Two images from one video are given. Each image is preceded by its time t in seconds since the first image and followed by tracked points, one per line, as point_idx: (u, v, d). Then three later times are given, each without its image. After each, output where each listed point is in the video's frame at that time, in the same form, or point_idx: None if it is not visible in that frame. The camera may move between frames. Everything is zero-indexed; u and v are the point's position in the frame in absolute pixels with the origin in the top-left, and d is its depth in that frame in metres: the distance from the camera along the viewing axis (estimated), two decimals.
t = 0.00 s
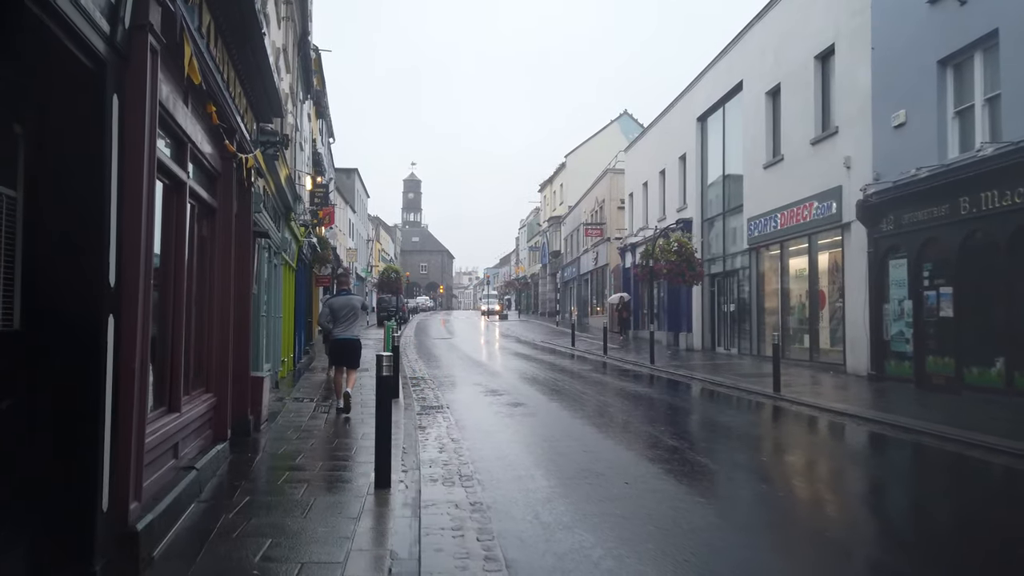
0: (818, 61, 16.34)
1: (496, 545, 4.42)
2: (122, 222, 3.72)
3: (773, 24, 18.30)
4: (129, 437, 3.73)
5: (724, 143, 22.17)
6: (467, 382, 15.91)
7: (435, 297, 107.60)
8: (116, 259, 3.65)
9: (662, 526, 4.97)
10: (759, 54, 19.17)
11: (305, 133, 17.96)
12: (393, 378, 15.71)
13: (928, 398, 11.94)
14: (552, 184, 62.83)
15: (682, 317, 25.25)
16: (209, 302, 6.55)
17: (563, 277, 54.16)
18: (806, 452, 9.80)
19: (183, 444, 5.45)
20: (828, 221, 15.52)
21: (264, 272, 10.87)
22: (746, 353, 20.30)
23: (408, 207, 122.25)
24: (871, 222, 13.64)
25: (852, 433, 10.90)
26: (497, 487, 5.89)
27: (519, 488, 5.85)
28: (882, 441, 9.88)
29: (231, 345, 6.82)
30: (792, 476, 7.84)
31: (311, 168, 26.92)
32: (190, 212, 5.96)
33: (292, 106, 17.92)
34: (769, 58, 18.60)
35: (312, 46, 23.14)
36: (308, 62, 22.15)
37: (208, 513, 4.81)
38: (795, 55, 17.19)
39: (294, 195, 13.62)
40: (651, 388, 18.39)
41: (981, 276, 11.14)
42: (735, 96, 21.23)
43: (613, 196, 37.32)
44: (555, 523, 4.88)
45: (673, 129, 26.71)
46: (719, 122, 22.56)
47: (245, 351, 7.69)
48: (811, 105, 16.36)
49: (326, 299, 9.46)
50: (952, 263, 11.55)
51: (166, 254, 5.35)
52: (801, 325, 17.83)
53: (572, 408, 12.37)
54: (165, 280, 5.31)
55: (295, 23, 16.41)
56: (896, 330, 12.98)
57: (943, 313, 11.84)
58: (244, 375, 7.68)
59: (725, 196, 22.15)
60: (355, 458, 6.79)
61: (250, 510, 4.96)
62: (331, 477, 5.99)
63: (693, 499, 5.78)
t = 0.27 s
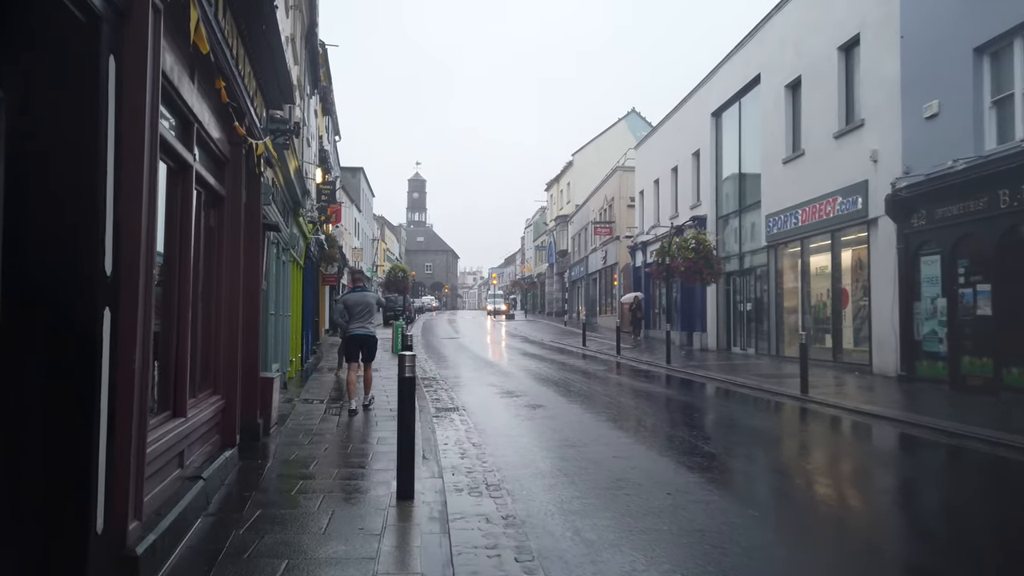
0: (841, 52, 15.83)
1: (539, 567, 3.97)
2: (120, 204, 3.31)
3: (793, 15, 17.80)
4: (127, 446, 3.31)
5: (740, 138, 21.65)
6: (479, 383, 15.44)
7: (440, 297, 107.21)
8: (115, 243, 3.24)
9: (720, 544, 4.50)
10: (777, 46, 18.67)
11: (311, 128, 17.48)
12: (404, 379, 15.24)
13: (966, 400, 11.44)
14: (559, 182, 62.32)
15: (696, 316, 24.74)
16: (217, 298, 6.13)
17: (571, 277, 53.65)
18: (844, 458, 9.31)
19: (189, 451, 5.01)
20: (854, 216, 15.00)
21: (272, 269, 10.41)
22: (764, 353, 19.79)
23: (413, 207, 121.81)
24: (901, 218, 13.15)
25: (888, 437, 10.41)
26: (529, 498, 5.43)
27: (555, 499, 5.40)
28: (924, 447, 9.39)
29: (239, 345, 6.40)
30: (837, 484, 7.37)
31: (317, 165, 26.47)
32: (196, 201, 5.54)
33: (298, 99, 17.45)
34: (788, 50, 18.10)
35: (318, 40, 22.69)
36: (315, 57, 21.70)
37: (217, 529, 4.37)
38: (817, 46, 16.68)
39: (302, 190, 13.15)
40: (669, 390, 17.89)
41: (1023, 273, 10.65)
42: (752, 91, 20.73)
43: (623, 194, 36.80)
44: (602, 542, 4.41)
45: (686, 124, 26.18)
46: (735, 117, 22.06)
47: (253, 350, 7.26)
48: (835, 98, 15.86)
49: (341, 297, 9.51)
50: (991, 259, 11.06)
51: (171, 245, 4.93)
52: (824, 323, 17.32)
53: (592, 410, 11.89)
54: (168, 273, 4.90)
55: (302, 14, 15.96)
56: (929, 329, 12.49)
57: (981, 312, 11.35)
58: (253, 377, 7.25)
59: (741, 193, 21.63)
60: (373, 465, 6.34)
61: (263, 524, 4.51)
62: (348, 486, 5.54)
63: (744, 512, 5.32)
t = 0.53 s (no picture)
0: (864, 46, 15.32)
1: None
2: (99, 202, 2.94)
3: (812, 9, 17.28)
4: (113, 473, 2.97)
5: (754, 136, 21.13)
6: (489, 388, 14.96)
7: (444, 297, 106.72)
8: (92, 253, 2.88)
9: None
10: (795, 41, 18.15)
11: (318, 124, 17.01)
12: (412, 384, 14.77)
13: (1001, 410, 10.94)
14: (564, 182, 61.77)
15: (708, 318, 24.24)
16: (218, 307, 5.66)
17: (577, 277, 53.13)
18: (879, 474, 8.78)
19: (185, 478, 4.54)
20: (877, 216, 14.49)
21: (277, 272, 9.94)
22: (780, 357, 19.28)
23: (416, 206, 121.31)
24: (930, 218, 12.65)
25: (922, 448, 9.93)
26: (560, 528, 4.94)
27: (587, 529, 4.92)
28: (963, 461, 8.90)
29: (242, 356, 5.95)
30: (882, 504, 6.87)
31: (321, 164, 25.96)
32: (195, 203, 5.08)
33: (303, 96, 16.99)
34: (807, 45, 17.59)
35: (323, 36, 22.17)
36: (320, 53, 21.20)
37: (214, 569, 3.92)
38: (838, 40, 16.16)
39: (307, 189, 12.69)
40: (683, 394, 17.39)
41: None
42: (767, 87, 20.22)
43: (631, 194, 36.28)
44: None
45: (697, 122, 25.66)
46: (749, 114, 21.55)
47: (257, 359, 6.81)
48: (858, 94, 15.35)
49: (353, 303, 9.55)
50: None
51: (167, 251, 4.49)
52: (844, 327, 16.82)
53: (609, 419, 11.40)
54: (164, 282, 4.44)
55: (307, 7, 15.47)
56: (960, 334, 12.00)
57: (1017, 317, 10.85)
58: (256, 388, 6.80)
59: (755, 192, 21.11)
60: (385, 487, 5.86)
61: (265, 562, 4.05)
62: (359, 513, 5.07)
63: (796, 542, 4.84)
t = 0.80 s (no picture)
0: (883, 35, 14.86)
1: None
2: (69, 186, 2.68)
3: None
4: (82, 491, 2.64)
5: (765, 130, 20.64)
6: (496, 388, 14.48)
7: (444, 296, 106.18)
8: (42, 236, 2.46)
9: None
10: (809, 31, 17.68)
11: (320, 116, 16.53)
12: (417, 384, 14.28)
13: None
14: (566, 180, 61.27)
15: (717, 316, 23.77)
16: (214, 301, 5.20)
17: (579, 276, 52.63)
18: (914, 478, 8.34)
19: (175, 493, 4.05)
20: (898, 210, 14.03)
21: (278, 267, 9.47)
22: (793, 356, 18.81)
23: (417, 205, 120.78)
24: (958, 212, 12.21)
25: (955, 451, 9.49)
26: (592, 543, 4.49)
27: (623, 544, 4.47)
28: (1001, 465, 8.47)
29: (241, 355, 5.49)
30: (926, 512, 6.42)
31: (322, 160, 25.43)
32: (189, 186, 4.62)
33: (304, 88, 16.51)
34: (821, 35, 17.12)
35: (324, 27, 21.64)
36: (321, 44, 20.67)
37: None
38: (855, 30, 15.69)
39: (309, 182, 12.21)
40: (695, 394, 16.92)
41: None
42: (779, 80, 19.75)
43: (635, 191, 35.80)
44: None
45: (705, 117, 25.17)
46: (759, 108, 21.08)
47: (257, 358, 6.36)
48: (876, 84, 14.88)
49: (361, 299, 9.69)
50: None
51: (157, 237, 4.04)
52: (861, 325, 16.35)
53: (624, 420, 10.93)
54: (152, 272, 3.99)
55: None
56: (988, 332, 11.57)
57: None
58: (255, 390, 6.34)
59: (767, 187, 20.61)
60: (396, 496, 5.40)
61: None
62: (368, 528, 4.60)
63: (854, 557, 4.41)
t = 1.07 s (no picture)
0: (902, 29, 14.40)
1: None
2: (24, 184, 2.41)
3: None
4: (42, 518, 2.39)
5: (777, 128, 20.18)
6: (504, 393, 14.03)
7: (445, 296, 105.71)
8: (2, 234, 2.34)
9: None
10: (823, 26, 17.24)
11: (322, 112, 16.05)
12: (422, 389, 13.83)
13: None
14: (569, 179, 60.74)
15: (726, 318, 23.33)
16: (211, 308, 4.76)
17: (582, 276, 52.14)
18: (953, 494, 7.90)
19: (165, 528, 3.61)
20: (920, 210, 13.61)
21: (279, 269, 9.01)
22: (807, 360, 18.37)
23: (418, 205, 120.27)
24: (987, 213, 11.77)
25: (989, 463, 9.06)
26: None
27: None
28: None
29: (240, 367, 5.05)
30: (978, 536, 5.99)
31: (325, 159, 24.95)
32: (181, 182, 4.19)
33: (306, 83, 16.01)
34: (836, 30, 16.66)
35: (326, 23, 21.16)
36: (323, 39, 20.19)
37: None
38: (874, 24, 15.24)
39: (312, 179, 11.75)
40: (708, 399, 16.48)
41: None
42: (792, 76, 19.30)
43: (640, 190, 35.33)
44: None
45: (713, 115, 24.71)
46: (770, 105, 20.64)
47: (257, 368, 5.93)
48: (896, 80, 14.43)
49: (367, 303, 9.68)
50: None
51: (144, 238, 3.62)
52: (877, 327, 15.92)
53: (640, 429, 10.47)
54: (139, 278, 3.57)
55: None
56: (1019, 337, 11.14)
57: None
58: (255, 402, 5.90)
59: (778, 186, 20.14)
60: (408, 521, 4.96)
61: None
62: (380, 560, 4.18)
63: None
